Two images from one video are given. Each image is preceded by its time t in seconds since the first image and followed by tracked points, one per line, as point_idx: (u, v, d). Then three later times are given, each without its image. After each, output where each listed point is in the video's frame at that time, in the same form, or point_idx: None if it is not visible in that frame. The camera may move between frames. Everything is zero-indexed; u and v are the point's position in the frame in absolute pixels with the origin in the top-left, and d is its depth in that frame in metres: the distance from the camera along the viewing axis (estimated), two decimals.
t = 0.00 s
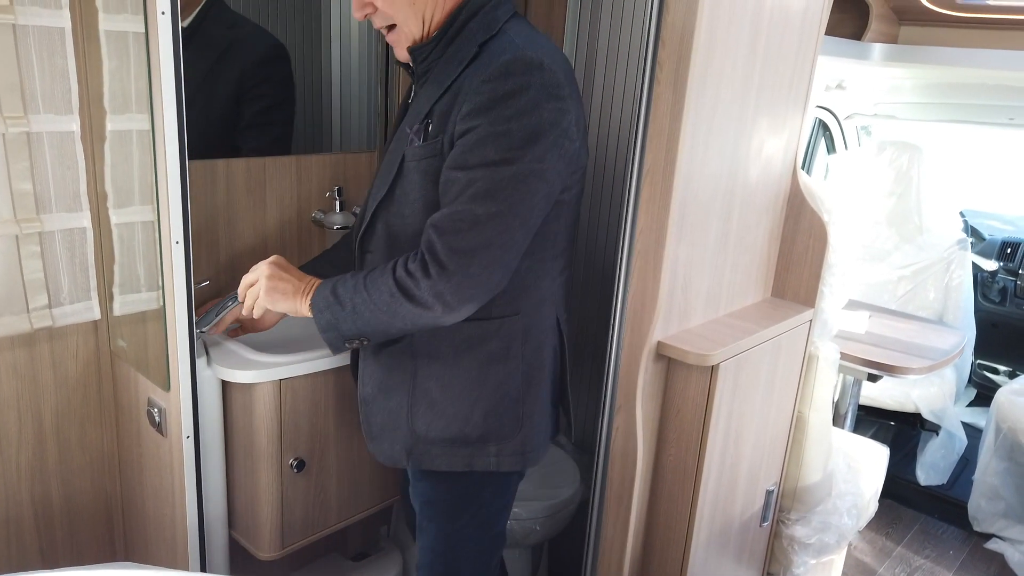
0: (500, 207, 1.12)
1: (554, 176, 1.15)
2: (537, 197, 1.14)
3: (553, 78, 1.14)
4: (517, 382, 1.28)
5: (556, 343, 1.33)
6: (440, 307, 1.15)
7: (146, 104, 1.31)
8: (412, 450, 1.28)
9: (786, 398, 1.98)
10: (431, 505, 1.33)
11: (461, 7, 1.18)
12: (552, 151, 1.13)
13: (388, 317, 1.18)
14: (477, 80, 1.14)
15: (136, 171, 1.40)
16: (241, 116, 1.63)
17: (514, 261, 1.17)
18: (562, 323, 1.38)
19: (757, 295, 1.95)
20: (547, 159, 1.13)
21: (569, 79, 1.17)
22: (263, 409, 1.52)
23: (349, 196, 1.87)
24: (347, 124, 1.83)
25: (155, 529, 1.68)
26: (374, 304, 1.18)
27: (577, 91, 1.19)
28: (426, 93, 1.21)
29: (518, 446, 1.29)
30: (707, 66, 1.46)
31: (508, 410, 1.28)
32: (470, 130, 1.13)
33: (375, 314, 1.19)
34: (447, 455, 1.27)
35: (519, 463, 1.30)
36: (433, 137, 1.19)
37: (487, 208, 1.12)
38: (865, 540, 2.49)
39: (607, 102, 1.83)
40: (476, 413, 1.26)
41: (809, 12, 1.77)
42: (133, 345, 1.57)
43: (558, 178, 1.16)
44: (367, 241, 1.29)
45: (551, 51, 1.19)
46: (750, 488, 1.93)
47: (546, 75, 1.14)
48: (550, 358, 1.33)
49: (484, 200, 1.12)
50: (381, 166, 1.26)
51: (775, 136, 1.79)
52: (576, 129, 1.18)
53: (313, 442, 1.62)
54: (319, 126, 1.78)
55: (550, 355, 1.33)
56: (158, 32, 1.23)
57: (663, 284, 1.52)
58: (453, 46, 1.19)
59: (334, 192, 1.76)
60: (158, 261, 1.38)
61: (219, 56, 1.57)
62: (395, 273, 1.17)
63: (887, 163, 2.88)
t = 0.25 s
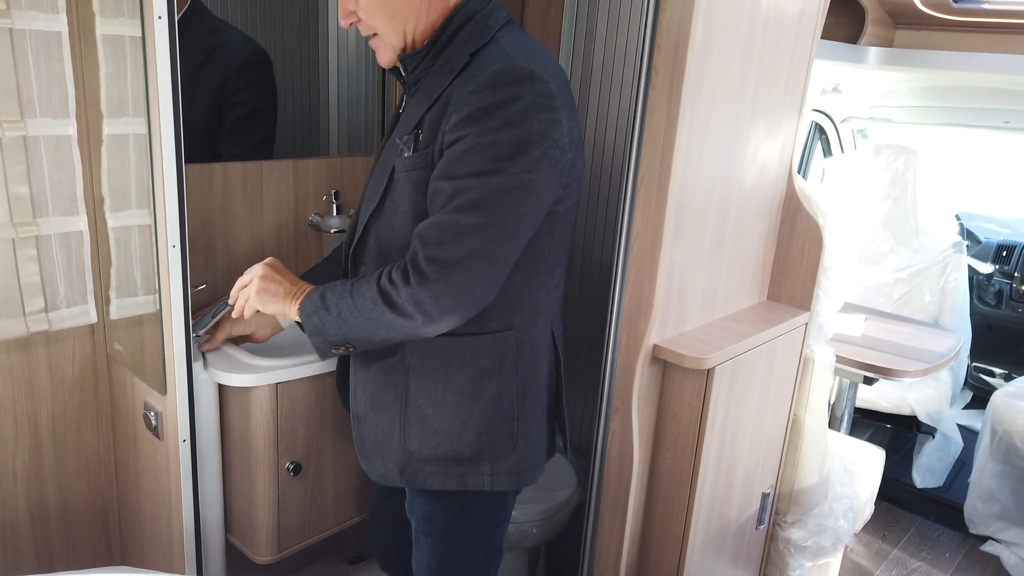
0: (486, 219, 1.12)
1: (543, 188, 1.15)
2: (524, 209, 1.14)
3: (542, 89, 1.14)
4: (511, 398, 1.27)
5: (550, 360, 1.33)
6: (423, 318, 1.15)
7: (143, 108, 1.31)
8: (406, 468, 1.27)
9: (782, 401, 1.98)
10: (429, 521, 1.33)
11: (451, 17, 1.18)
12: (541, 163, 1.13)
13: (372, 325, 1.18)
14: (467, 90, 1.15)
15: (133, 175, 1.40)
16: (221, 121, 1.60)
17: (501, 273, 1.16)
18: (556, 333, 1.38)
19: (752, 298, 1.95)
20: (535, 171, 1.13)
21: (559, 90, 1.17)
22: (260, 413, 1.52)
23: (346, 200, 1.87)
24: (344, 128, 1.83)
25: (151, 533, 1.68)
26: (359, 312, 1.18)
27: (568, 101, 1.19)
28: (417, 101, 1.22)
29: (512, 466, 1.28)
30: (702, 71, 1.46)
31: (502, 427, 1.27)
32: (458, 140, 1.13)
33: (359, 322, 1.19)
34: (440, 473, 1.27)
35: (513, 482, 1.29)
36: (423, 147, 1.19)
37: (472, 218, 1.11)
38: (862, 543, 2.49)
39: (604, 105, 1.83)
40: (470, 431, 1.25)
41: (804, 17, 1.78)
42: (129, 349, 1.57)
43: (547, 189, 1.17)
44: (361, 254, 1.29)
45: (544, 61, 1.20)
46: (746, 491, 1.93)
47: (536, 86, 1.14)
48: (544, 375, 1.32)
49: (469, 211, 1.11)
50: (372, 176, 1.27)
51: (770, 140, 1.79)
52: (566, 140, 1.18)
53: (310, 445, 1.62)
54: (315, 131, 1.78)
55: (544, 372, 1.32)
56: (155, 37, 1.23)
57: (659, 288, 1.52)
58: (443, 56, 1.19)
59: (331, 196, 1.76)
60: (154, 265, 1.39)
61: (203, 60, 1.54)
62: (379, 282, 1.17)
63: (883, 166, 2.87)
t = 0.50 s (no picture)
0: (476, 233, 1.12)
1: (535, 202, 1.15)
2: (515, 224, 1.14)
3: (536, 102, 1.14)
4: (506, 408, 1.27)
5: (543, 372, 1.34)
6: (411, 330, 1.16)
7: (142, 114, 1.31)
8: (397, 479, 1.28)
9: (779, 406, 1.99)
10: (422, 531, 1.34)
11: (447, 27, 1.19)
12: (533, 176, 1.14)
13: (361, 336, 1.19)
14: (461, 101, 1.15)
15: (132, 181, 1.40)
16: (216, 126, 1.61)
17: (490, 288, 1.17)
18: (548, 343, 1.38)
19: (749, 304, 1.96)
20: (528, 185, 1.14)
21: (554, 102, 1.17)
22: (258, 419, 1.53)
23: (344, 206, 1.87)
24: (341, 134, 1.84)
25: (149, 539, 1.68)
26: (349, 322, 1.19)
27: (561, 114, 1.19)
28: (412, 111, 1.22)
29: (503, 478, 1.29)
30: (698, 78, 1.47)
31: (496, 439, 1.27)
32: (450, 152, 1.13)
33: (350, 332, 1.20)
34: (431, 485, 1.27)
35: (504, 494, 1.30)
36: (416, 159, 1.19)
37: (463, 232, 1.12)
38: (858, 547, 2.50)
39: (601, 112, 1.84)
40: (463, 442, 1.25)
41: (799, 24, 1.79)
42: (127, 354, 1.57)
43: (540, 202, 1.17)
44: (354, 263, 1.31)
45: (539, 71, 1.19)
46: (744, 495, 1.94)
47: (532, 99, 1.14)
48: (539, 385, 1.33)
49: (460, 223, 1.12)
50: (367, 186, 1.28)
51: (766, 146, 1.80)
52: (559, 154, 1.18)
53: (308, 451, 1.63)
54: (312, 137, 1.78)
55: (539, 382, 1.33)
56: (155, 44, 1.23)
57: (656, 293, 1.53)
58: (441, 63, 1.20)
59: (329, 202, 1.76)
60: (152, 272, 1.39)
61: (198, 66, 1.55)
62: (371, 293, 1.18)
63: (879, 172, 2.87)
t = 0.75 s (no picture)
0: (468, 245, 1.11)
1: (522, 210, 1.14)
2: (506, 234, 1.13)
3: (520, 106, 1.12)
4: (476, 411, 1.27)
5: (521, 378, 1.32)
6: (411, 343, 1.15)
7: (140, 116, 1.31)
8: (367, 470, 1.31)
9: (778, 409, 1.99)
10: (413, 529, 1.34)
11: (439, 28, 1.21)
12: (520, 184, 1.12)
13: (363, 346, 1.19)
14: (445, 103, 1.14)
15: (130, 184, 1.40)
16: (225, 129, 1.62)
17: (483, 297, 1.16)
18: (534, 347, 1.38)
19: (748, 306, 1.96)
20: (516, 193, 1.12)
21: (538, 106, 1.16)
22: (256, 422, 1.52)
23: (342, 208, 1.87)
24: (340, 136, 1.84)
25: (146, 543, 1.67)
26: (350, 331, 1.20)
27: (547, 118, 1.18)
28: (401, 110, 1.23)
29: (462, 481, 1.28)
30: (697, 81, 1.47)
31: (462, 441, 1.27)
32: (435, 159, 1.12)
33: (351, 341, 1.21)
34: (397, 479, 1.29)
35: (468, 496, 1.29)
36: (401, 159, 1.20)
37: (458, 244, 1.11)
38: (857, 550, 2.50)
39: (600, 114, 1.84)
40: (427, 441, 1.26)
41: (798, 26, 1.79)
42: (125, 357, 1.57)
43: (527, 209, 1.15)
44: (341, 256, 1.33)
45: (525, 74, 1.18)
46: (742, 499, 1.94)
47: (517, 105, 1.13)
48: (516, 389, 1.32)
49: (456, 235, 1.10)
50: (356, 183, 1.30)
51: (765, 149, 1.80)
52: (547, 160, 1.16)
53: (306, 454, 1.62)
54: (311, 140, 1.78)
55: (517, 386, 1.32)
56: (153, 46, 1.23)
57: (654, 296, 1.53)
58: (430, 63, 1.21)
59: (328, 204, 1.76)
60: (150, 274, 1.39)
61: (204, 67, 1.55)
62: (371, 304, 1.17)
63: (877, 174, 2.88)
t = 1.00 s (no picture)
0: (413, 249, 1.19)
1: (466, 213, 1.21)
2: (451, 237, 1.21)
3: (465, 111, 1.18)
4: (428, 404, 1.35)
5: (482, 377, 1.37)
6: (377, 348, 1.26)
7: (140, 120, 1.31)
8: (340, 439, 1.42)
9: (777, 413, 1.99)
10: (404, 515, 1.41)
11: (417, 26, 1.28)
12: (460, 189, 1.19)
13: (343, 352, 1.31)
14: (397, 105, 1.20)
15: (129, 188, 1.40)
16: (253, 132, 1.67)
17: (440, 298, 1.24)
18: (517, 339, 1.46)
19: (747, 310, 1.96)
20: (458, 197, 1.19)
21: (490, 111, 1.21)
22: (255, 426, 1.52)
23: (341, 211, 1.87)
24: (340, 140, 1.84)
25: (145, 547, 1.67)
26: (329, 336, 1.31)
27: (501, 123, 1.23)
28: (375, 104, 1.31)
29: (407, 470, 1.36)
30: (697, 85, 1.47)
31: (416, 432, 1.35)
32: (382, 165, 1.20)
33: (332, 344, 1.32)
34: (359, 458, 1.39)
35: (415, 484, 1.37)
36: (364, 157, 1.28)
37: (405, 249, 1.19)
38: (857, 553, 2.49)
39: (599, 118, 1.84)
40: (379, 427, 1.36)
41: (797, 31, 1.79)
42: (124, 361, 1.56)
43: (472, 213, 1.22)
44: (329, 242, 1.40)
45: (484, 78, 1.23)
46: (741, 503, 1.93)
47: (464, 113, 1.18)
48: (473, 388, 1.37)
49: (403, 240, 1.19)
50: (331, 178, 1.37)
51: (764, 153, 1.81)
52: (494, 166, 1.22)
53: (305, 458, 1.62)
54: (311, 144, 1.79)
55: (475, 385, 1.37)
56: (153, 50, 1.23)
57: (654, 300, 1.53)
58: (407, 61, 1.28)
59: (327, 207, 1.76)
60: (150, 278, 1.38)
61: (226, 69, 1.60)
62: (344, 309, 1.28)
63: (876, 178, 2.88)
